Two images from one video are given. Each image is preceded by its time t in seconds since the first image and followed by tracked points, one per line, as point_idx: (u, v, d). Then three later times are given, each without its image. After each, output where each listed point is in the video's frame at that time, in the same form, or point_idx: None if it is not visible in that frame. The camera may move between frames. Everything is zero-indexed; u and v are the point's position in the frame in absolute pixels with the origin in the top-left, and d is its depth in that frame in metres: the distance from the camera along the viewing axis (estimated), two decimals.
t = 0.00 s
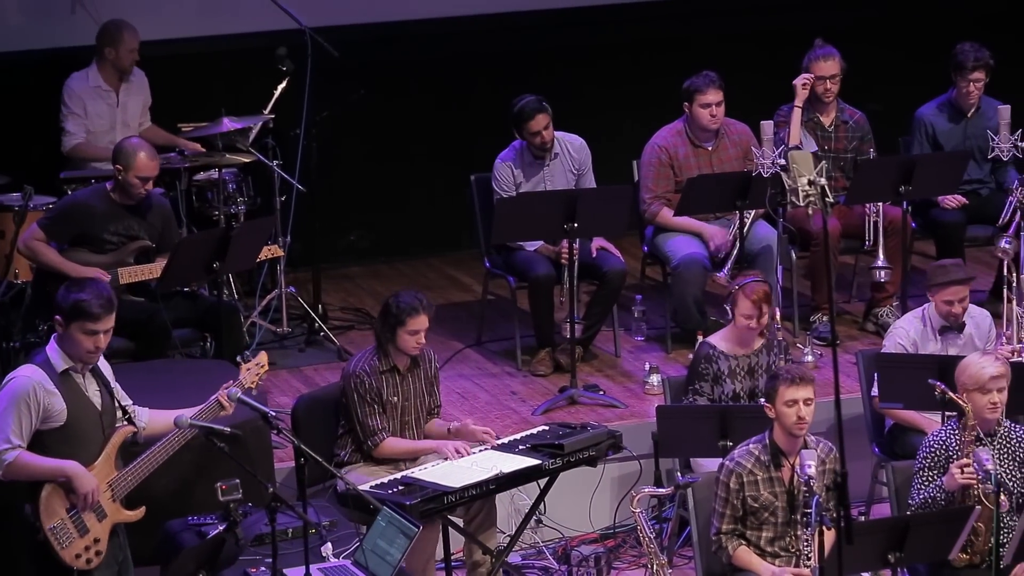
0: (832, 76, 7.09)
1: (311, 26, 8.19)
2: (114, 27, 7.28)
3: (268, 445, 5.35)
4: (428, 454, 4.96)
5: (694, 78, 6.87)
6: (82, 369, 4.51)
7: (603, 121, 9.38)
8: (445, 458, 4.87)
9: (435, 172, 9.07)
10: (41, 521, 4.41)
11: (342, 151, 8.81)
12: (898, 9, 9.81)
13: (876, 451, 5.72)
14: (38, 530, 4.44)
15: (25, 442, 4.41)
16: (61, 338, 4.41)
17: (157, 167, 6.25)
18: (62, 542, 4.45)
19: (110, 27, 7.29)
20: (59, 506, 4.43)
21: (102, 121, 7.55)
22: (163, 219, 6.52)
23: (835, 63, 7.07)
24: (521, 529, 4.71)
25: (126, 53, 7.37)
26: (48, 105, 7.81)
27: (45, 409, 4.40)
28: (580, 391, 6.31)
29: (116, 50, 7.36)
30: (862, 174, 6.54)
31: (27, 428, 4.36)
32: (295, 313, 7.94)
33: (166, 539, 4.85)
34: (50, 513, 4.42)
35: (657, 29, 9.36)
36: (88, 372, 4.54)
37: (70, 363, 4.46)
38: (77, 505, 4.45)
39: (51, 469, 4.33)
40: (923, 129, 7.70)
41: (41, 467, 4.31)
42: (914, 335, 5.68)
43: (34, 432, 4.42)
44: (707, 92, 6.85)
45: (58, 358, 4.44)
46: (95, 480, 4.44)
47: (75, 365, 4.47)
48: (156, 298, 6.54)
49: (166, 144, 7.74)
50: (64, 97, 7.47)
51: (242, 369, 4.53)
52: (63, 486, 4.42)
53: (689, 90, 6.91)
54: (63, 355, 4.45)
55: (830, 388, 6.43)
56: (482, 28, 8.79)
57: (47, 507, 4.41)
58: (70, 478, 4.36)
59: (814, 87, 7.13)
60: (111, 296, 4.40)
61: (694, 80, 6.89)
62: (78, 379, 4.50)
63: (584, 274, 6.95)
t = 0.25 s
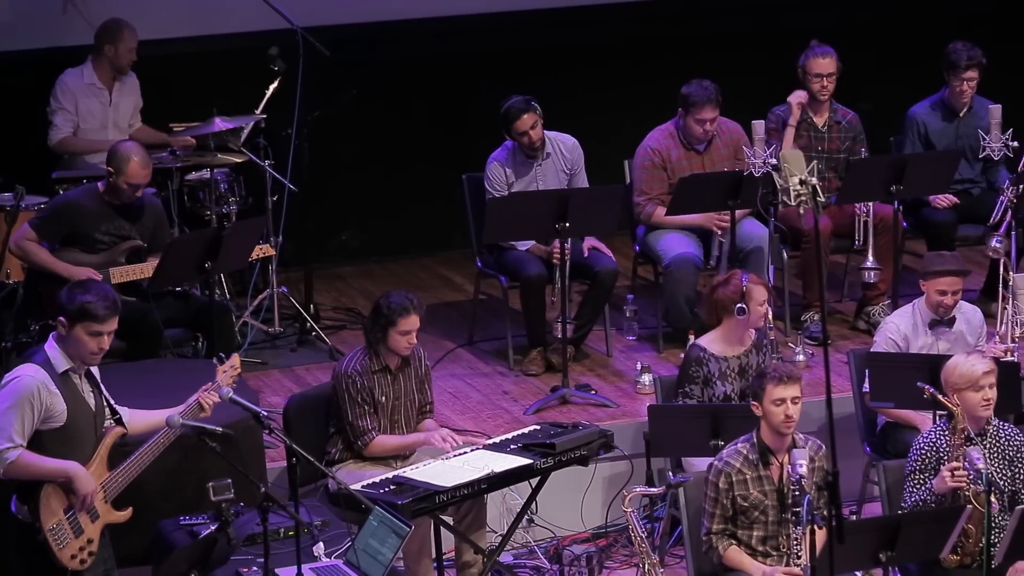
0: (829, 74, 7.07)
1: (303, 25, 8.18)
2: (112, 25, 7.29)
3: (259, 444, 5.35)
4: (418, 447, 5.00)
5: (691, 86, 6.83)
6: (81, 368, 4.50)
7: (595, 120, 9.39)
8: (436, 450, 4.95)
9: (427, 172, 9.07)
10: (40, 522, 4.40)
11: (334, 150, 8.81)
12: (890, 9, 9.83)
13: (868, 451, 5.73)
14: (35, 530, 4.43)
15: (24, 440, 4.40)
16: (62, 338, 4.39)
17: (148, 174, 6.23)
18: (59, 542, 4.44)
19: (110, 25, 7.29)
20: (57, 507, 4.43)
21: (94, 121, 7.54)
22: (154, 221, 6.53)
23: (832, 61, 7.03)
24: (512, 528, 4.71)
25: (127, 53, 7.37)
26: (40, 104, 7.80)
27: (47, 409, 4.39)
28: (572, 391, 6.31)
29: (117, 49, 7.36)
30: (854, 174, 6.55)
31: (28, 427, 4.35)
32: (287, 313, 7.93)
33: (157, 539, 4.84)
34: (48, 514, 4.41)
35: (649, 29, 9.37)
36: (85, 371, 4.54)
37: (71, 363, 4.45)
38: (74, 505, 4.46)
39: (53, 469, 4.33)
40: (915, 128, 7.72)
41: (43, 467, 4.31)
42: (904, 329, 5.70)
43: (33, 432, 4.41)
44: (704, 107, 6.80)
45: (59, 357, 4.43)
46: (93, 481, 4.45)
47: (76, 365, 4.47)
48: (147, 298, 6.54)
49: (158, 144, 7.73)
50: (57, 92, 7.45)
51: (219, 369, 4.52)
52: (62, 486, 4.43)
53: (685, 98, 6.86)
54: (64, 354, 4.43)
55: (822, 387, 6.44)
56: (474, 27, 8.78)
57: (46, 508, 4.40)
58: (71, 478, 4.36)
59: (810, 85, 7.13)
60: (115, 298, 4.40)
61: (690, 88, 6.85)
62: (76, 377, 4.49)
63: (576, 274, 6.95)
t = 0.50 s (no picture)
0: (823, 76, 7.10)
1: (293, 25, 8.18)
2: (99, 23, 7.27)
3: (249, 444, 5.35)
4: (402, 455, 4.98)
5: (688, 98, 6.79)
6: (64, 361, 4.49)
7: (586, 120, 9.40)
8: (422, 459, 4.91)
9: (418, 172, 9.07)
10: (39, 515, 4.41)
11: (325, 151, 8.81)
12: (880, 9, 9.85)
13: (857, 451, 5.75)
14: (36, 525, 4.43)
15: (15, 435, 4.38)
16: (44, 330, 4.38)
17: (139, 177, 6.21)
18: (60, 535, 4.45)
19: (95, 23, 7.26)
20: (55, 499, 4.44)
21: (84, 120, 7.53)
22: (144, 220, 6.52)
23: (827, 63, 7.08)
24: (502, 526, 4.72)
25: (110, 50, 7.35)
26: (30, 104, 7.79)
27: (37, 402, 4.38)
28: (562, 391, 6.32)
29: (100, 47, 7.34)
30: (843, 175, 6.56)
31: (20, 420, 4.34)
32: (277, 312, 7.93)
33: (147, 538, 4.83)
34: (48, 505, 4.42)
35: (640, 28, 9.38)
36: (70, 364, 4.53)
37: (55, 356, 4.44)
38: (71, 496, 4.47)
39: (48, 458, 4.34)
40: (905, 128, 7.74)
41: (37, 457, 4.31)
42: (892, 329, 5.73)
43: (24, 427, 4.40)
44: (701, 120, 6.76)
45: (42, 351, 4.42)
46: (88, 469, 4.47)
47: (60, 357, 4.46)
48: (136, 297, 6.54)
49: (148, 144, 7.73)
50: (45, 94, 7.43)
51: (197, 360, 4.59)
52: (59, 477, 4.44)
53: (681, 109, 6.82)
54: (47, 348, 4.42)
55: (811, 386, 6.46)
56: (464, 27, 8.79)
57: (44, 499, 4.41)
58: (66, 465, 4.36)
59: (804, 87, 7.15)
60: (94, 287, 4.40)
61: (688, 99, 6.80)
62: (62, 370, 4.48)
63: (566, 274, 6.96)
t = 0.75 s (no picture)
0: (813, 74, 7.11)
1: (281, 25, 8.17)
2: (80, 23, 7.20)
3: (239, 445, 5.35)
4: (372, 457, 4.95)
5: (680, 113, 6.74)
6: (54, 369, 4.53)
7: (575, 120, 9.41)
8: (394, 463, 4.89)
9: (407, 172, 9.07)
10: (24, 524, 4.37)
11: (313, 151, 8.82)
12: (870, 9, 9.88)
13: (847, 450, 5.77)
14: (21, 533, 4.39)
15: None
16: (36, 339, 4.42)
17: (129, 175, 6.21)
18: (44, 544, 4.41)
19: (75, 24, 7.21)
20: (41, 507, 4.41)
21: (72, 121, 7.51)
22: (133, 220, 6.51)
23: (816, 61, 7.07)
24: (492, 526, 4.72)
25: (92, 51, 7.31)
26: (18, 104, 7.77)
27: (23, 410, 4.40)
28: (552, 391, 6.33)
29: (81, 48, 7.30)
30: (833, 176, 6.59)
31: (5, 427, 4.36)
32: (266, 313, 7.92)
33: (137, 539, 4.84)
34: (33, 514, 4.39)
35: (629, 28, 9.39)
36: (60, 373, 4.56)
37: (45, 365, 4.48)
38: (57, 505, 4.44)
39: (31, 465, 4.33)
40: (894, 127, 7.76)
41: (20, 464, 4.31)
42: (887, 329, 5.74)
43: (10, 434, 4.42)
44: (692, 135, 6.72)
45: (33, 359, 4.46)
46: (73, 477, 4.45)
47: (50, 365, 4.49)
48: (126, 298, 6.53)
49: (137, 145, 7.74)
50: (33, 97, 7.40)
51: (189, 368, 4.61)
52: (45, 486, 4.41)
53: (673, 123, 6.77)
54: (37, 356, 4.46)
55: (801, 387, 6.48)
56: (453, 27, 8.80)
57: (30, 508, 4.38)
58: (49, 473, 4.36)
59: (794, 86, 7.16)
60: (87, 298, 4.44)
61: (680, 113, 6.75)
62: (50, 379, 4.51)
63: (556, 273, 6.97)
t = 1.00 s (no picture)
0: (800, 76, 7.13)
1: (269, 26, 8.16)
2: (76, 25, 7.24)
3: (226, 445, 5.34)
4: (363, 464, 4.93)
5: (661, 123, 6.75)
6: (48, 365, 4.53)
7: (563, 120, 9.42)
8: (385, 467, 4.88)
9: (394, 172, 9.07)
10: None
11: (300, 152, 8.81)
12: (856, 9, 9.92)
13: (834, 449, 5.78)
14: None
15: None
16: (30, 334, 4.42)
17: (117, 175, 6.20)
18: (16, 540, 4.41)
19: (73, 28, 7.24)
20: (17, 503, 4.41)
21: (59, 121, 7.49)
22: (121, 220, 6.49)
23: (804, 63, 7.09)
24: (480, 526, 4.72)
25: (88, 55, 7.33)
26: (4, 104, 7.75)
27: (11, 404, 4.42)
28: (540, 391, 6.33)
29: (78, 51, 7.32)
30: (819, 176, 6.61)
31: None
32: (253, 313, 7.91)
33: (123, 539, 4.83)
34: (10, 508, 4.40)
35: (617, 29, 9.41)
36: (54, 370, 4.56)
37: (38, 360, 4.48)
38: (35, 501, 4.44)
39: (12, 461, 4.34)
40: (881, 128, 7.79)
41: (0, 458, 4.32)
42: (869, 327, 5.76)
43: None
44: (674, 145, 6.72)
45: (26, 354, 4.45)
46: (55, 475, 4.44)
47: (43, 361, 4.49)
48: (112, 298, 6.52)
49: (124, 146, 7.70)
50: (21, 95, 7.38)
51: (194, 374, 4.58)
52: (24, 482, 4.42)
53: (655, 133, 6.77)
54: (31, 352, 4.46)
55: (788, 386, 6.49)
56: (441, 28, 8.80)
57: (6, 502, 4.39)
58: (28, 469, 4.36)
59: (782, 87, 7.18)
60: (81, 295, 4.43)
61: (662, 123, 6.76)
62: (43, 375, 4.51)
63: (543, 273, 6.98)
